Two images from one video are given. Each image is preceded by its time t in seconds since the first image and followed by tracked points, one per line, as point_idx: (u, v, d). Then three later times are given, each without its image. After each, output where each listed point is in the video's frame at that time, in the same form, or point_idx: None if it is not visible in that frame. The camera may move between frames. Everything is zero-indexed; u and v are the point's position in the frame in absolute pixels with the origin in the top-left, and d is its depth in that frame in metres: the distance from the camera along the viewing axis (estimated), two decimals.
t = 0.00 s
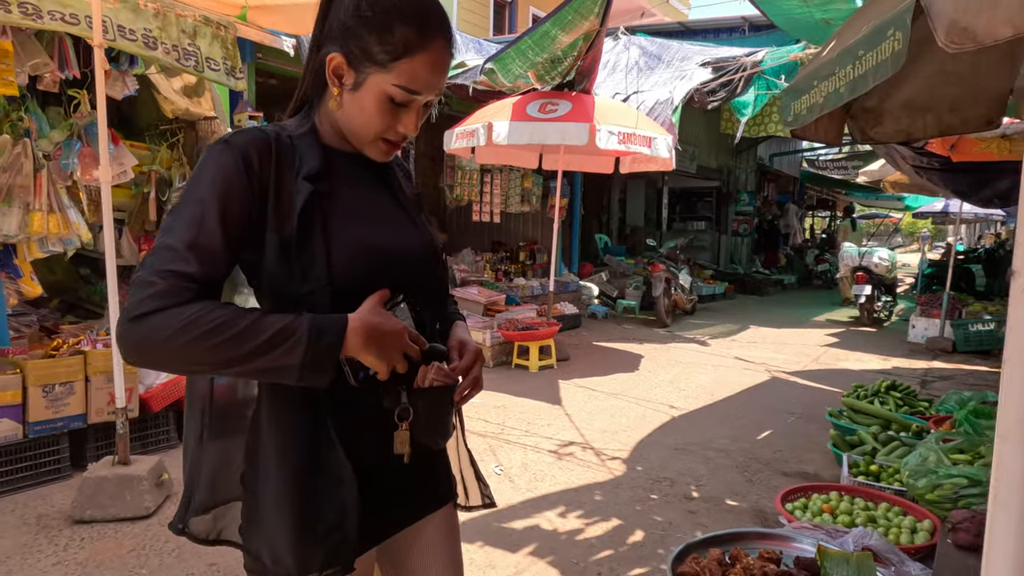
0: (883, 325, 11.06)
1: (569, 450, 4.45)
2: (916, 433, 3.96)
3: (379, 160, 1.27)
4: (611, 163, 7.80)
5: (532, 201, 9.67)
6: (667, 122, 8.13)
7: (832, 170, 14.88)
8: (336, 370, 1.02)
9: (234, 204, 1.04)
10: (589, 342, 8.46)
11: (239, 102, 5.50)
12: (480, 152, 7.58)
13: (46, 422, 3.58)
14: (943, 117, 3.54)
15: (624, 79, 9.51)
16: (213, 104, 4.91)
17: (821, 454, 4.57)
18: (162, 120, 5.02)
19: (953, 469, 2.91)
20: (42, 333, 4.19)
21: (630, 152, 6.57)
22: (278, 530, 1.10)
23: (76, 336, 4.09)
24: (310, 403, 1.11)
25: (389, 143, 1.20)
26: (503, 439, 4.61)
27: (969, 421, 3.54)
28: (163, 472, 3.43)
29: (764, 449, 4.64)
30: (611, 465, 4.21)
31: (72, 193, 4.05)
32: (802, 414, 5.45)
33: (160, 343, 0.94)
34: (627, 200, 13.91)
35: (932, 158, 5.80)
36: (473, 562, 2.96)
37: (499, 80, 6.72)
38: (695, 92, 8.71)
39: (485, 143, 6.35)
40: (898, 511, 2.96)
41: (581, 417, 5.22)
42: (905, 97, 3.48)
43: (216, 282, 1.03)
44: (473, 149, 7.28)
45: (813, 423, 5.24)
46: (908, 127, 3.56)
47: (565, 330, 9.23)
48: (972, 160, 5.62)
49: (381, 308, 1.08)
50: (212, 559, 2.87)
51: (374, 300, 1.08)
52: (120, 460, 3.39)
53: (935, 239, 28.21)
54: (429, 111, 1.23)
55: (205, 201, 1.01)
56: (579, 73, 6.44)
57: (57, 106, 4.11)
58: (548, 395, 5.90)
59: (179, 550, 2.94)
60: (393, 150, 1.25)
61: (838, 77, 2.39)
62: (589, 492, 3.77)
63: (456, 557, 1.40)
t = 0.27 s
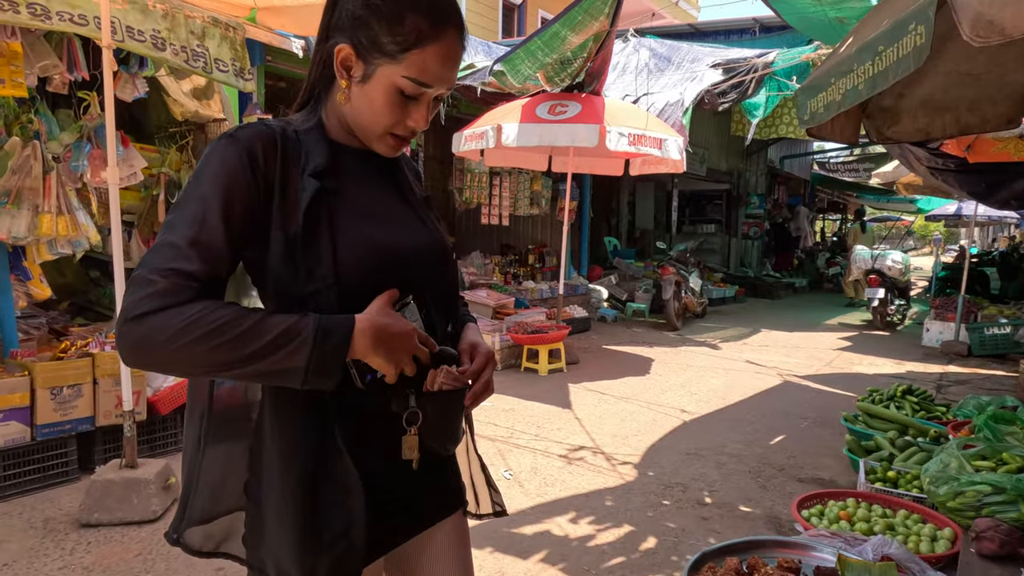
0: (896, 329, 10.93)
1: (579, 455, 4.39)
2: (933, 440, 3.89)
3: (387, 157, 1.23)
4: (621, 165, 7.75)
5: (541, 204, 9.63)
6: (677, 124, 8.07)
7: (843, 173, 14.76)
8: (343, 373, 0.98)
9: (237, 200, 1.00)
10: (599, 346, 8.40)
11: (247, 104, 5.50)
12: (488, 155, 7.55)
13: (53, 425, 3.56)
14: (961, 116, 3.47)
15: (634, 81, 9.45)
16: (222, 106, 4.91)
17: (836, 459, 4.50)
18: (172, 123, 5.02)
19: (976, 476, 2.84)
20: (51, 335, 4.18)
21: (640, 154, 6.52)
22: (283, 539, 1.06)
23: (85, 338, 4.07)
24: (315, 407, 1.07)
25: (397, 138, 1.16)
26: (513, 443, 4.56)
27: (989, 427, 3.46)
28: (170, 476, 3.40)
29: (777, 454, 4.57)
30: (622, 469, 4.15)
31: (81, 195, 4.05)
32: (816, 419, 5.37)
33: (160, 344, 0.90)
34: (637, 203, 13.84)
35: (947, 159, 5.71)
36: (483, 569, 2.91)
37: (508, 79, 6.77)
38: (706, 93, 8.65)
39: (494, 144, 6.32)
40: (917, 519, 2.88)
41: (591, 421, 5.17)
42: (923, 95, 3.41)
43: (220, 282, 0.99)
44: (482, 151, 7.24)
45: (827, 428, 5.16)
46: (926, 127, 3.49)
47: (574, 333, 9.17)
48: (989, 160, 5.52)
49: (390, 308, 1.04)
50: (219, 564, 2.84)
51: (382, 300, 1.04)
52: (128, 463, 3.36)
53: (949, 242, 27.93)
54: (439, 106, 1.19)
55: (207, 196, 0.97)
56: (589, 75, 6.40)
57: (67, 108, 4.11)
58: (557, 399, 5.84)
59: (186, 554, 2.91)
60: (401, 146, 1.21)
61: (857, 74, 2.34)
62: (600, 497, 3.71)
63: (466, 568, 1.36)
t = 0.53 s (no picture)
0: (903, 331, 10.87)
1: (585, 458, 4.36)
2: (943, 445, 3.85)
3: (391, 156, 1.20)
4: (626, 167, 7.72)
5: (546, 206, 9.62)
6: (682, 125, 8.04)
7: (849, 175, 14.71)
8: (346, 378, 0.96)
9: (238, 200, 0.98)
10: (603, 349, 8.36)
11: (252, 107, 5.47)
12: (493, 157, 7.53)
13: (56, 428, 3.55)
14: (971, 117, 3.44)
15: (638, 83, 9.42)
16: (226, 108, 4.91)
17: (844, 463, 4.45)
18: (177, 125, 5.01)
19: (988, 482, 2.83)
20: (55, 338, 4.18)
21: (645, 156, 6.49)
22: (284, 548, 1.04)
23: (88, 340, 4.06)
24: (319, 412, 1.05)
25: (402, 136, 1.14)
26: (518, 447, 4.53)
27: (1000, 431, 3.42)
28: (173, 479, 3.38)
29: (785, 458, 4.52)
30: (628, 473, 4.12)
31: (85, 197, 4.04)
32: (823, 423, 5.32)
33: (158, 349, 0.88)
34: (641, 205, 13.81)
35: (956, 160, 5.66)
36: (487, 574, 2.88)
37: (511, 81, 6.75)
38: (711, 96, 8.61)
39: (499, 147, 6.29)
40: (928, 524, 2.83)
41: (596, 424, 5.14)
42: (933, 95, 3.39)
43: (220, 283, 0.97)
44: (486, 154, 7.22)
45: (835, 432, 5.11)
46: (935, 127, 3.45)
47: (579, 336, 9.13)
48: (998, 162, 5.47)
49: (393, 310, 1.01)
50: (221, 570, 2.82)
51: (387, 302, 1.01)
52: (130, 466, 3.34)
53: (956, 244, 27.80)
54: (445, 103, 1.16)
55: (208, 197, 0.95)
56: (594, 77, 6.38)
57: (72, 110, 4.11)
58: (562, 402, 5.81)
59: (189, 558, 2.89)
60: (406, 145, 1.18)
61: (866, 73, 2.31)
62: (606, 501, 3.68)
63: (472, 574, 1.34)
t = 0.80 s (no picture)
0: (904, 334, 10.84)
1: (586, 462, 4.34)
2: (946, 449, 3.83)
3: (392, 157, 1.18)
4: (627, 169, 7.71)
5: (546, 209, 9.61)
6: (682, 128, 8.03)
7: (849, 177, 14.70)
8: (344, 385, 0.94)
9: (235, 202, 0.96)
10: (604, 351, 8.33)
11: (251, 109, 5.45)
12: (493, 159, 7.52)
13: (54, 432, 3.53)
14: (973, 119, 3.42)
15: (639, 86, 9.42)
16: (226, 111, 4.89)
17: (846, 467, 4.43)
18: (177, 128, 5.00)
19: (994, 487, 2.81)
20: (54, 341, 4.16)
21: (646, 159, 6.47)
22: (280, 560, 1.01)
23: (87, 344, 4.04)
24: (318, 419, 1.03)
25: (404, 136, 1.12)
26: (518, 450, 4.50)
27: (1004, 434, 3.40)
28: (172, 484, 3.37)
29: (787, 462, 4.50)
30: (629, 477, 4.09)
31: (83, 200, 4.03)
32: (825, 426, 5.30)
33: (151, 355, 0.86)
34: (641, 208, 13.80)
35: (956, 163, 5.65)
36: None
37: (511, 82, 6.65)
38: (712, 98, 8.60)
39: (499, 149, 6.27)
40: (932, 529, 2.82)
41: (597, 427, 5.12)
42: (935, 97, 3.37)
43: (216, 289, 0.95)
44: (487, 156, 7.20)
45: (836, 435, 5.09)
46: (938, 129, 3.44)
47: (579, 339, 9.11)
48: (999, 164, 5.45)
49: (393, 315, 1.00)
50: None
51: (387, 307, 1.00)
52: (129, 471, 3.32)
53: (956, 246, 27.78)
54: (448, 103, 1.14)
55: (204, 199, 0.93)
56: (594, 79, 6.37)
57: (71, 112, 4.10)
58: (563, 405, 5.79)
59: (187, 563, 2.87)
60: (408, 145, 1.17)
61: (870, 75, 2.30)
62: (607, 506, 3.66)
63: None
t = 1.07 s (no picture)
0: (898, 336, 10.88)
1: (582, 465, 4.33)
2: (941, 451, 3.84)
3: (392, 161, 1.18)
4: (622, 172, 7.72)
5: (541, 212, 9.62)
6: (678, 131, 8.05)
7: (843, 180, 14.77)
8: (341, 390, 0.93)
9: (233, 206, 0.95)
10: (600, 354, 8.33)
11: (246, 112, 5.43)
12: (488, 162, 7.51)
13: (48, 436, 3.51)
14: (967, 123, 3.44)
15: (634, 88, 9.44)
16: (220, 113, 4.88)
17: (842, 469, 4.44)
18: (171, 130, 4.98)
19: (989, 488, 2.82)
20: (47, 344, 4.13)
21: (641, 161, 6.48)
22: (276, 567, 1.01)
23: (81, 347, 4.02)
24: (316, 426, 1.02)
25: (404, 140, 1.12)
26: (514, 453, 4.50)
27: (999, 436, 3.41)
28: (167, 488, 3.34)
29: (783, 464, 4.50)
30: (625, 480, 4.09)
31: (77, 203, 4.01)
32: (820, 428, 5.31)
33: (146, 360, 0.85)
34: (636, 211, 13.83)
35: (950, 165, 5.68)
36: None
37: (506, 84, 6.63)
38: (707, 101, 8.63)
39: (495, 152, 6.27)
40: (928, 531, 2.83)
41: (593, 430, 5.11)
42: (929, 100, 3.39)
43: (213, 293, 0.94)
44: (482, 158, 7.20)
45: (832, 437, 5.11)
46: (932, 132, 3.45)
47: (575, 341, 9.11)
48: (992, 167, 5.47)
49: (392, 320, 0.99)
50: None
51: (385, 313, 0.99)
52: (123, 474, 3.30)
53: (949, 249, 27.93)
54: (449, 109, 1.14)
55: (201, 202, 0.93)
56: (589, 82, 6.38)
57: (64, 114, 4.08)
58: (559, 407, 5.79)
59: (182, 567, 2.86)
60: (408, 150, 1.17)
61: (866, 78, 2.31)
62: (603, 508, 3.65)
63: None
